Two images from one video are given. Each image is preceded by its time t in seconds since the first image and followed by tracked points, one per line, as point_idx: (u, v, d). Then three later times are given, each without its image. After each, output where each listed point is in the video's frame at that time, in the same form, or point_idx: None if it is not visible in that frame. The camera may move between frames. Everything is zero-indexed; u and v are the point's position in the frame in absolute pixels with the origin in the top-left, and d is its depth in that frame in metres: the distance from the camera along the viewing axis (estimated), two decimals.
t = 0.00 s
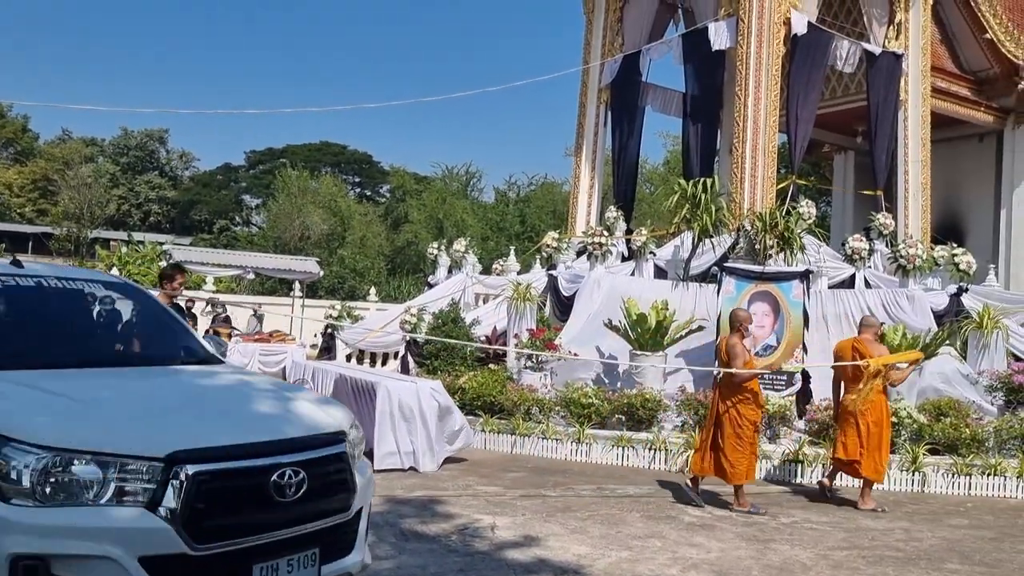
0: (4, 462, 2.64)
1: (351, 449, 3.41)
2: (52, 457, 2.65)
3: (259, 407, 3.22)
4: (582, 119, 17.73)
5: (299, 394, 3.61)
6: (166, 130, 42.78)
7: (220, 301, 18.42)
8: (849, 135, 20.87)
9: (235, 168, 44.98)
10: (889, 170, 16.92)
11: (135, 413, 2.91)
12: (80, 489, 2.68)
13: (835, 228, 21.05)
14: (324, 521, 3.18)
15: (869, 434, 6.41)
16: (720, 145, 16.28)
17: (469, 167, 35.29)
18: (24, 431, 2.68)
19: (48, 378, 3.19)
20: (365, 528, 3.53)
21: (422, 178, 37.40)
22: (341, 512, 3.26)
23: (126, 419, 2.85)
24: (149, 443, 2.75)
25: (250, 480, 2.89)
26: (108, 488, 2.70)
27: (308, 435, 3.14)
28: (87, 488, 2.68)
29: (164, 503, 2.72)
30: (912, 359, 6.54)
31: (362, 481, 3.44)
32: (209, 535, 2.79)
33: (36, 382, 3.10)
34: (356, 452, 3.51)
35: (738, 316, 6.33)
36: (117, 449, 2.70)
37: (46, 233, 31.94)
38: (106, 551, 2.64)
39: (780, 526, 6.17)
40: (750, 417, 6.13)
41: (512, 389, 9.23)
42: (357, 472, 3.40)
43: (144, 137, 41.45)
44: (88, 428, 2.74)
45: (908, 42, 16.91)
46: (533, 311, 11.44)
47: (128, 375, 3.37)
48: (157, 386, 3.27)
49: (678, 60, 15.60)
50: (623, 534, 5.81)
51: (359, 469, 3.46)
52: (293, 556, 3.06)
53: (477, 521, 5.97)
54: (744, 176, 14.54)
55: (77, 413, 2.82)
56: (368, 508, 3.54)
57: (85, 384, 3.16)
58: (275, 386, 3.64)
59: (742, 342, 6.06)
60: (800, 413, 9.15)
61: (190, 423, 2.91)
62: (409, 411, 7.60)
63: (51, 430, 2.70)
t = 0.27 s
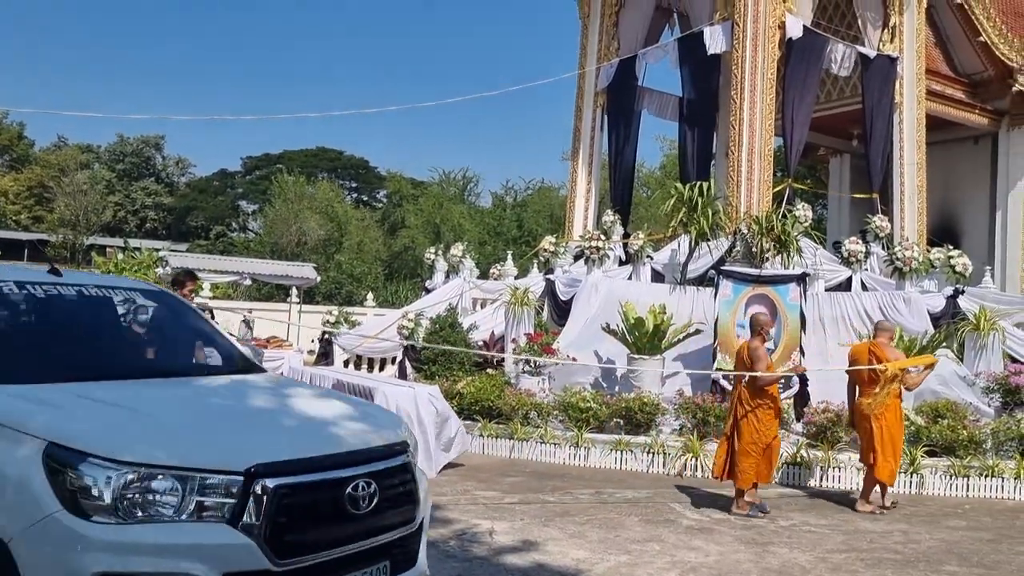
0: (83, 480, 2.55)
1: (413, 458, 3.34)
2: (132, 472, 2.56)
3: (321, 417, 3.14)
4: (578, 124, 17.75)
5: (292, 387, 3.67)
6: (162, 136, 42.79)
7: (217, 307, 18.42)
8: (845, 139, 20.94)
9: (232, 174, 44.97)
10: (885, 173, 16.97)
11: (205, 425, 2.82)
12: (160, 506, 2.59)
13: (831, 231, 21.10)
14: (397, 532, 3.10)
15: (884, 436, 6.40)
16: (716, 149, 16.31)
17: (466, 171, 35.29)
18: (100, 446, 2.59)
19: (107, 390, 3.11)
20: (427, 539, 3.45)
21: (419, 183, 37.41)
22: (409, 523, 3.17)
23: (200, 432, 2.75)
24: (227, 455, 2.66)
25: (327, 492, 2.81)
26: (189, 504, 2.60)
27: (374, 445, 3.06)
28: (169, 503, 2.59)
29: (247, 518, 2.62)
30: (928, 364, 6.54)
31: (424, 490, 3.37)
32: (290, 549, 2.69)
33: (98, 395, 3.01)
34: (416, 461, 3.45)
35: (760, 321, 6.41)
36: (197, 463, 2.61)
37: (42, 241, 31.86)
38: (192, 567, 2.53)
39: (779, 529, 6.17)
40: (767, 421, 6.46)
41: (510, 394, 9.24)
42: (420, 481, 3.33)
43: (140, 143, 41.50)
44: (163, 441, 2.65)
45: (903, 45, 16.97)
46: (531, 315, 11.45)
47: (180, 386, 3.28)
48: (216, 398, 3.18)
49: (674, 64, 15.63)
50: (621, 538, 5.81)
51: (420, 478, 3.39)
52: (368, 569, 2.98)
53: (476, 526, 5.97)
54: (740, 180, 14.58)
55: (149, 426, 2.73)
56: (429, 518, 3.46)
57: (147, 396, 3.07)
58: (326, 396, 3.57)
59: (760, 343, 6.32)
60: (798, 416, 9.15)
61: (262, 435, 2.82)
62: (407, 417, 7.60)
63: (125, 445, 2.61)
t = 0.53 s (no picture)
0: (161, 491, 2.50)
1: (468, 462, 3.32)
2: (210, 483, 2.51)
3: (376, 424, 3.11)
4: (570, 127, 17.77)
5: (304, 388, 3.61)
6: (152, 141, 42.71)
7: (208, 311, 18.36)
8: (835, 142, 21.05)
9: (222, 177, 44.87)
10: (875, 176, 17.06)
11: (273, 433, 2.77)
12: (241, 516, 2.53)
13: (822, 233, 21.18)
14: (461, 541, 3.07)
15: (891, 439, 6.44)
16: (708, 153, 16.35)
17: (458, 175, 35.28)
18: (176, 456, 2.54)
19: (159, 394, 3.03)
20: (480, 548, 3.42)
21: (411, 187, 37.38)
22: (471, 532, 3.14)
23: (271, 441, 2.71)
24: (304, 464, 2.63)
25: (398, 502, 2.79)
26: (268, 515, 2.55)
27: (435, 452, 3.05)
28: (248, 514, 2.54)
29: (327, 528, 2.59)
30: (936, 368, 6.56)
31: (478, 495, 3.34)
32: (368, 559, 2.66)
33: (154, 400, 2.94)
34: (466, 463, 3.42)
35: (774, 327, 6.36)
36: (275, 473, 2.57)
37: (32, 245, 31.68)
38: None
39: (771, 531, 6.19)
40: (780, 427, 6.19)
41: (502, 397, 9.23)
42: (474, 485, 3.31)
43: (131, 147, 41.46)
44: (236, 450, 2.60)
45: (892, 49, 17.06)
46: (523, 319, 11.46)
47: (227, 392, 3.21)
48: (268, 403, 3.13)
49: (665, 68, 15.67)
50: (614, 540, 5.82)
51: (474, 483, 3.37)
52: None
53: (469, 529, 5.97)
54: (731, 183, 14.62)
55: (219, 435, 2.68)
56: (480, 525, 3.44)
57: (202, 402, 3.00)
58: (368, 399, 3.54)
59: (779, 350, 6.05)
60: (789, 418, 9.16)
61: (330, 444, 2.78)
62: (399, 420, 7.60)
63: (202, 454, 2.56)
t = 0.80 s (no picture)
0: (241, 499, 2.42)
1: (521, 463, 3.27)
2: (292, 490, 2.44)
3: (437, 428, 3.04)
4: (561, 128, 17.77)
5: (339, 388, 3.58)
6: (142, 142, 42.64)
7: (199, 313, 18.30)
8: (825, 142, 21.13)
9: (213, 179, 44.73)
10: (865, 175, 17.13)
11: (345, 439, 2.71)
12: (322, 524, 2.46)
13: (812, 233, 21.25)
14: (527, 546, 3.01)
15: (905, 437, 6.48)
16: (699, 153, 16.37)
17: (450, 176, 35.23)
18: (255, 463, 2.47)
19: (220, 399, 2.96)
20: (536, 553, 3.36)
21: (402, 188, 37.34)
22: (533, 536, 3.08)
23: (344, 446, 2.64)
24: (381, 469, 2.56)
25: (471, 508, 2.72)
26: (349, 522, 2.47)
27: (501, 455, 2.99)
28: (328, 521, 2.46)
29: (407, 535, 2.52)
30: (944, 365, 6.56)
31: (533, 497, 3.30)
32: (447, 566, 2.59)
33: (218, 406, 2.86)
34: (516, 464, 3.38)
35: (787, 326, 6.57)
36: (355, 478, 2.50)
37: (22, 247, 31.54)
38: None
39: (763, 530, 6.20)
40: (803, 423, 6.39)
41: (494, 398, 9.23)
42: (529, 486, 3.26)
43: (120, 149, 41.37)
44: (313, 456, 2.53)
45: (882, 49, 17.13)
46: (515, 319, 11.46)
47: (284, 398, 3.13)
48: (328, 408, 3.06)
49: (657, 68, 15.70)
50: (606, 540, 5.82)
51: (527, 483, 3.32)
52: None
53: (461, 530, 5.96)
54: (722, 183, 14.66)
55: (293, 441, 2.60)
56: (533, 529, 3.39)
57: (265, 408, 2.93)
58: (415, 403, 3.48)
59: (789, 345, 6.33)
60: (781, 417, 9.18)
61: (402, 449, 2.71)
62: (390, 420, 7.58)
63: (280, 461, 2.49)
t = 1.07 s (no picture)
0: (326, 505, 2.44)
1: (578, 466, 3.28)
2: (376, 494, 2.45)
3: (497, 431, 3.04)
4: (553, 127, 17.77)
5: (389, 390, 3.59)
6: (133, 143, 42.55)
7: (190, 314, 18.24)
8: (816, 141, 21.19)
9: (204, 180, 44.58)
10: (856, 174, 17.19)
11: (417, 443, 2.71)
12: (407, 529, 2.46)
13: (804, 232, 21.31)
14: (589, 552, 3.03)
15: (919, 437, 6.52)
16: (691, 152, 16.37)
17: (442, 176, 35.19)
18: (338, 468, 2.48)
19: (285, 403, 2.97)
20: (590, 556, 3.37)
21: (393, 188, 37.28)
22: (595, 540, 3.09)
23: (419, 450, 2.65)
24: (459, 472, 2.56)
25: (545, 511, 2.73)
26: (433, 527, 2.48)
27: (564, 457, 2.98)
28: (413, 525, 2.47)
29: (488, 539, 2.52)
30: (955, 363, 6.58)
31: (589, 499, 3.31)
32: (527, 570, 2.59)
33: (285, 410, 2.87)
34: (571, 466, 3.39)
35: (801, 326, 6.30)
36: (435, 482, 2.51)
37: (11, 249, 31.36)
38: None
39: (756, 528, 6.23)
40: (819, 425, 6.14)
41: (487, 398, 9.22)
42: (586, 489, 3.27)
43: (110, 150, 41.21)
44: (391, 460, 2.54)
45: (872, 48, 17.19)
46: (508, 319, 11.47)
47: (341, 401, 3.13)
48: (390, 411, 3.06)
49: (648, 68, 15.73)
50: (600, 539, 5.82)
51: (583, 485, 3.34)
52: None
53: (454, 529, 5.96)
54: (714, 182, 14.69)
55: (369, 445, 2.61)
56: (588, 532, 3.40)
57: (328, 411, 2.95)
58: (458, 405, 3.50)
59: (807, 345, 6.18)
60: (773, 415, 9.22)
61: (474, 453, 2.72)
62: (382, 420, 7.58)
63: (359, 465, 2.50)
